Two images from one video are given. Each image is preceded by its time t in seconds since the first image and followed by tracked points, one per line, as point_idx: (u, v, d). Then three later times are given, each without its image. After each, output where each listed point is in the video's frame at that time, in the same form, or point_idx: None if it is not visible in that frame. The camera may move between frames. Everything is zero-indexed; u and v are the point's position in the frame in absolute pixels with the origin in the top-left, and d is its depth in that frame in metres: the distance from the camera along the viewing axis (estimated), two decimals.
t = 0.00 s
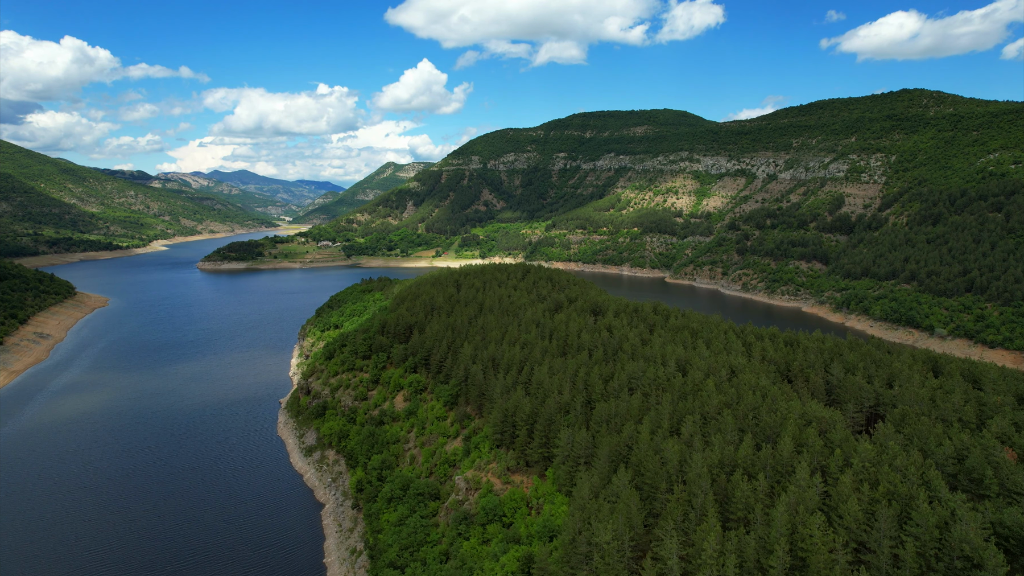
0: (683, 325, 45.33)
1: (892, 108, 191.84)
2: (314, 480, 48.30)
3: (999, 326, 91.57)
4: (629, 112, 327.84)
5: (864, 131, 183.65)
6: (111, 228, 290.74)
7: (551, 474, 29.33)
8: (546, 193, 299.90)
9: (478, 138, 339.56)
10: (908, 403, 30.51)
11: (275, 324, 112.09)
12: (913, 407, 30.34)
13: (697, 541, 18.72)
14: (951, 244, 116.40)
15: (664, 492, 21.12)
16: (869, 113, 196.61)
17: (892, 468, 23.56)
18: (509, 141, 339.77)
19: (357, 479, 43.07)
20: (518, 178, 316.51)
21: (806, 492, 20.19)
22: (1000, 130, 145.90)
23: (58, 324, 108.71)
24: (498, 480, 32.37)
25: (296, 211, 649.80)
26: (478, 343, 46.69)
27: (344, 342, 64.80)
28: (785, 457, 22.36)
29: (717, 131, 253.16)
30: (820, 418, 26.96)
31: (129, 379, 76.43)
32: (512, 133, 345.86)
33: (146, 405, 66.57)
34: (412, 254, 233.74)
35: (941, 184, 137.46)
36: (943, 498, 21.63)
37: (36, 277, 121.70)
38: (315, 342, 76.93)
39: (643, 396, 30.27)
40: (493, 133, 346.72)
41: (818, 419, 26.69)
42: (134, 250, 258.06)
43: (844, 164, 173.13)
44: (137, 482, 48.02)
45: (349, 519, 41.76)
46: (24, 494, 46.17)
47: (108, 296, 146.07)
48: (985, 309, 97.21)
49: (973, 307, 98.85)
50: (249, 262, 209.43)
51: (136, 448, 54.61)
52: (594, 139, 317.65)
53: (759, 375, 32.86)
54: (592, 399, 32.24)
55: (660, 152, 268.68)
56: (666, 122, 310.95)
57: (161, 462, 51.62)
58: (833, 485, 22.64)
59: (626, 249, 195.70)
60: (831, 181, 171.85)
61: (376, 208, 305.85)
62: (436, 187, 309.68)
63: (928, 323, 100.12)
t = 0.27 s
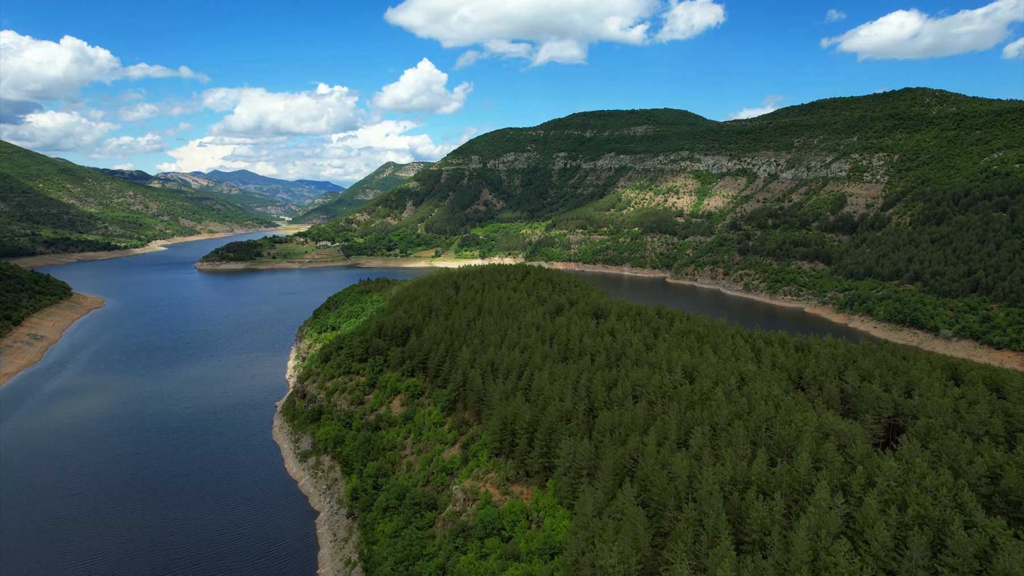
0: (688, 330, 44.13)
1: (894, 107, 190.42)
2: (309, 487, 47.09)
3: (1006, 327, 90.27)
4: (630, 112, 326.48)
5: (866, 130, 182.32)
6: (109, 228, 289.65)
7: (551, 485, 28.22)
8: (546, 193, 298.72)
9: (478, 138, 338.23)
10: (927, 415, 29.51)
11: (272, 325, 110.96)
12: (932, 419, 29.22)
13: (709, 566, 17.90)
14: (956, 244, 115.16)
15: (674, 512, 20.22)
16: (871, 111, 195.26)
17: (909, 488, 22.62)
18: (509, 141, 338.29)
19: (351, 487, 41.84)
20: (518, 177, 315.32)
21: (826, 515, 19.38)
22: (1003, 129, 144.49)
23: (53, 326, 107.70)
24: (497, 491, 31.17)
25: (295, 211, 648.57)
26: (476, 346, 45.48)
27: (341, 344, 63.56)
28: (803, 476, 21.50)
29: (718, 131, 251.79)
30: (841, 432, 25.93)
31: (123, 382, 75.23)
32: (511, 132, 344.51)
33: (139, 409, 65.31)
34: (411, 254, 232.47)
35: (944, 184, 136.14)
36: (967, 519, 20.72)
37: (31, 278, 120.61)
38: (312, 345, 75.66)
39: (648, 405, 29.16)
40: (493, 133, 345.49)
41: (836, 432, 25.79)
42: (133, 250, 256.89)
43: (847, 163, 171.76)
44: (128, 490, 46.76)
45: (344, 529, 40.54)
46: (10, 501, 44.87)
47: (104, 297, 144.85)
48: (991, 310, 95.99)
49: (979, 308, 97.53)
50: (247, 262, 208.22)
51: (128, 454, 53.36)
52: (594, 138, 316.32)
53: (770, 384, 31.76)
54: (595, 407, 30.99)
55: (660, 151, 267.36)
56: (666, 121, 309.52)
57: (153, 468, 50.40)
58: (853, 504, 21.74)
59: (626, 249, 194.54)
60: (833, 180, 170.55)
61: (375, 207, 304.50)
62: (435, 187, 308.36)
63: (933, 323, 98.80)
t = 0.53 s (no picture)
0: (694, 334, 42.92)
1: (896, 106, 188.99)
2: (303, 494, 45.92)
3: (1013, 328, 88.95)
4: (630, 111, 325.21)
5: (868, 130, 180.94)
6: (107, 228, 288.57)
7: (552, 496, 27.11)
8: (546, 193, 297.49)
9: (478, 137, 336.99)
10: (946, 428, 28.47)
11: (270, 327, 109.80)
12: (950, 432, 28.18)
13: None
14: (960, 244, 113.86)
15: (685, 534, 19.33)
16: (873, 110, 193.82)
17: (931, 508, 21.60)
18: (509, 140, 336.96)
19: (347, 495, 40.61)
20: (518, 177, 314.22)
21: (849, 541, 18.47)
22: (1007, 127, 143.05)
23: (48, 327, 106.46)
24: (495, 502, 29.98)
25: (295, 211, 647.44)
26: (475, 350, 44.26)
27: (337, 347, 62.32)
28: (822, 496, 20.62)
29: (719, 130, 250.49)
30: (863, 447, 24.93)
31: (117, 386, 74.09)
32: (511, 132, 343.20)
33: (132, 413, 64.10)
34: (410, 254, 231.31)
35: (948, 183, 134.83)
36: (991, 541, 19.74)
37: (27, 279, 119.51)
38: (308, 347, 74.39)
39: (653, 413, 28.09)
40: (492, 133, 344.29)
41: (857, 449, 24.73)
42: (131, 250, 255.71)
43: (849, 163, 170.44)
44: (118, 497, 45.53)
45: (338, 538, 39.35)
46: None
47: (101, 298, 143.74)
48: (997, 310, 94.64)
49: (984, 308, 96.18)
50: (246, 262, 207.15)
51: (119, 460, 52.15)
52: (594, 137, 315.02)
53: (781, 393, 30.67)
54: (597, 415, 29.76)
55: (661, 151, 266.18)
56: (667, 120, 308.15)
57: (144, 475, 49.20)
58: (875, 525, 20.76)
59: (627, 249, 193.54)
60: (835, 180, 169.32)
61: (374, 207, 303.27)
62: (435, 186, 306.98)
63: (938, 325, 97.49)
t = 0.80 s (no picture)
0: (699, 339, 41.75)
1: (898, 105, 187.59)
2: (296, 502, 44.70)
3: (1019, 330, 87.68)
4: (630, 110, 323.74)
5: (870, 129, 179.55)
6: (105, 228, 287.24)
7: (553, 509, 25.97)
8: (546, 193, 296.17)
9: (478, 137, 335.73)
10: (973, 441, 27.29)
11: (267, 328, 108.60)
12: (978, 446, 26.97)
13: None
14: (965, 244, 112.63)
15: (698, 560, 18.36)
16: (875, 109, 192.43)
17: (960, 533, 20.52)
18: (509, 140, 335.61)
19: (341, 503, 39.39)
20: (518, 177, 313.06)
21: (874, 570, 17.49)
22: (1010, 127, 141.71)
23: (42, 328, 105.19)
24: (493, 514, 28.78)
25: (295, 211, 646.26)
26: (473, 354, 43.03)
27: (333, 350, 61.08)
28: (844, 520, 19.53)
29: (720, 129, 249.10)
30: (887, 465, 24.02)
31: (109, 389, 72.62)
32: (511, 131, 341.78)
33: (124, 418, 62.77)
34: (409, 254, 230.04)
35: (951, 183, 133.52)
36: None
37: (22, 279, 118.25)
38: (305, 348, 73.12)
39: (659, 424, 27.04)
40: (492, 132, 342.96)
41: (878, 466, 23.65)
42: (129, 250, 254.51)
43: (851, 162, 169.05)
44: (107, 505, 44.18)
45: (332, 548, 38.14)
46: None
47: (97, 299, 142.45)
48: (1003, 312, 93.36)
49: (991, 309, 94.90)
50: (244, 263, 205.89)
51: (109, 466, 50.80)
52: (594, 137, 313.65)
53: (795, 403, 29.51)
54: (601, 424, 28.58)
55: (661, 150, 264.90)
56: (667, 119, 306.69)
57: (135, 482, 47.87)
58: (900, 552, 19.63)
59: (628, 249, 192.35)
60: (837, 179, 168.04)
61: (373, 207, 302.01)
62: (434, 186, 305.54)
63: (943, 326, 96.26)
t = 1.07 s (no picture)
0: (705, 344, 40.61)
1: (900, 104, 186.40)
2: (291, 509, 43.50)
3: None
4: (630, 110, 322.53)
5: (872, 128, 178.27)
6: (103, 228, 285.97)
7: (554, 524, 24.87)
8: (546, 193, 295.04)
9: (477, 136, 334.52)
10: (1002, 456, 26.14)
11: (264, 330, 107.39)
12: (1010, 463, 25.76)
13: None
14: (970, 244, 111.39)
15: None
16: (877, 109, 191.20)
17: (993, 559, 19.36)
18: (509, 139, 334.42)
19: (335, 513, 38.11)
20: (518, 177, 312.14)
21: None
22: (1014, 125, 140.47)
23: (36, 330, 103.97)
24: (492, 527, 27.66)
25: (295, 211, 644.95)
26: (471, 358, 41.89)
27: (329, 352, 59.94)
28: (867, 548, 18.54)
29: (720, 129, 247.81)
30: (913, 484, 22.85)
31: (103, 393, 71.49)
32: (511, 131, 340.57)
33: (116, 423, 61.62)
34: (409, 254, 228.91)
35: (955, 182, 132.23)
36: None
37: (17, 280, 117.08)
38: (301, 351, 71.92)
39: (666, 436, 25.94)
40: (492, 132, 341.70)
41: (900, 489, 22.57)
42: (127, 250, 253.35)
43: (853, 161, 167.78)
44: (96, 513, 43.07)
45: (326, 560, 36.98)
46: None
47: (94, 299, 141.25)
48: (1009, 313, 92.04)
49: (996, 310, 93.66)
50: (243, 263, 204.72)
51: (99, 473, 49.65)
52: (594, 136, 312.47)
53: (810, 415, 28.32)
54: (604, 435, 27.40)
55: (661, 150, 263.82)
56: (668, 119, 305.52)
57: (125, 489, 46.72)
58: None
59: (628, 249, 191.24)
60: (839, 179, 166.86)
61: (373, 207, 300.82)
62: (434, 186, 304.26)
63: (949, 327, 94.97)
